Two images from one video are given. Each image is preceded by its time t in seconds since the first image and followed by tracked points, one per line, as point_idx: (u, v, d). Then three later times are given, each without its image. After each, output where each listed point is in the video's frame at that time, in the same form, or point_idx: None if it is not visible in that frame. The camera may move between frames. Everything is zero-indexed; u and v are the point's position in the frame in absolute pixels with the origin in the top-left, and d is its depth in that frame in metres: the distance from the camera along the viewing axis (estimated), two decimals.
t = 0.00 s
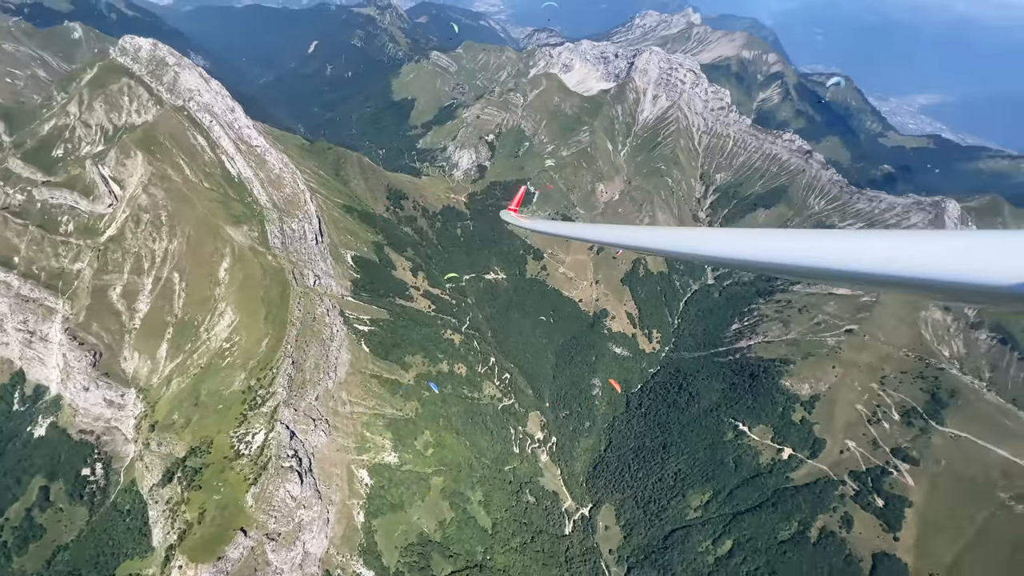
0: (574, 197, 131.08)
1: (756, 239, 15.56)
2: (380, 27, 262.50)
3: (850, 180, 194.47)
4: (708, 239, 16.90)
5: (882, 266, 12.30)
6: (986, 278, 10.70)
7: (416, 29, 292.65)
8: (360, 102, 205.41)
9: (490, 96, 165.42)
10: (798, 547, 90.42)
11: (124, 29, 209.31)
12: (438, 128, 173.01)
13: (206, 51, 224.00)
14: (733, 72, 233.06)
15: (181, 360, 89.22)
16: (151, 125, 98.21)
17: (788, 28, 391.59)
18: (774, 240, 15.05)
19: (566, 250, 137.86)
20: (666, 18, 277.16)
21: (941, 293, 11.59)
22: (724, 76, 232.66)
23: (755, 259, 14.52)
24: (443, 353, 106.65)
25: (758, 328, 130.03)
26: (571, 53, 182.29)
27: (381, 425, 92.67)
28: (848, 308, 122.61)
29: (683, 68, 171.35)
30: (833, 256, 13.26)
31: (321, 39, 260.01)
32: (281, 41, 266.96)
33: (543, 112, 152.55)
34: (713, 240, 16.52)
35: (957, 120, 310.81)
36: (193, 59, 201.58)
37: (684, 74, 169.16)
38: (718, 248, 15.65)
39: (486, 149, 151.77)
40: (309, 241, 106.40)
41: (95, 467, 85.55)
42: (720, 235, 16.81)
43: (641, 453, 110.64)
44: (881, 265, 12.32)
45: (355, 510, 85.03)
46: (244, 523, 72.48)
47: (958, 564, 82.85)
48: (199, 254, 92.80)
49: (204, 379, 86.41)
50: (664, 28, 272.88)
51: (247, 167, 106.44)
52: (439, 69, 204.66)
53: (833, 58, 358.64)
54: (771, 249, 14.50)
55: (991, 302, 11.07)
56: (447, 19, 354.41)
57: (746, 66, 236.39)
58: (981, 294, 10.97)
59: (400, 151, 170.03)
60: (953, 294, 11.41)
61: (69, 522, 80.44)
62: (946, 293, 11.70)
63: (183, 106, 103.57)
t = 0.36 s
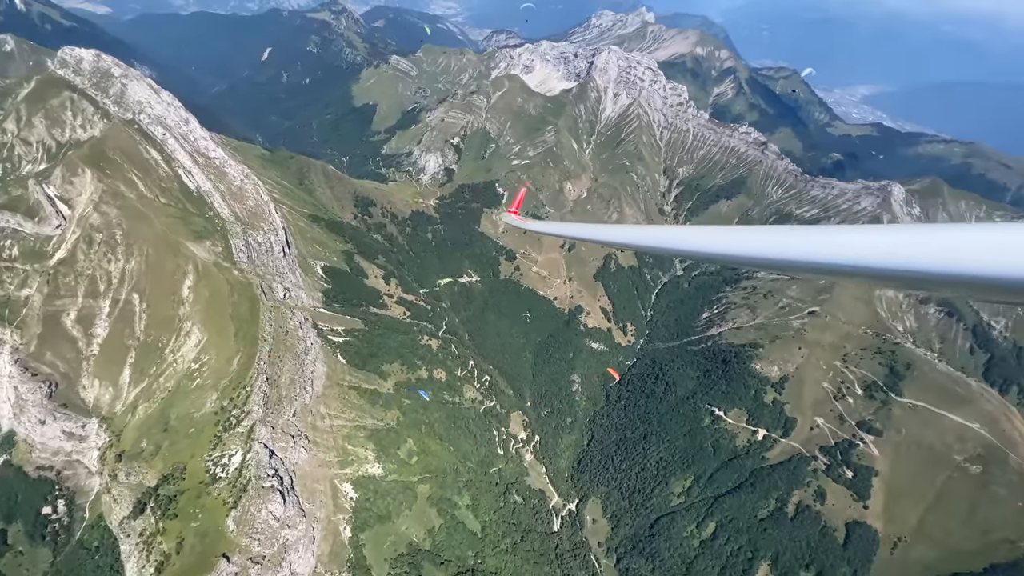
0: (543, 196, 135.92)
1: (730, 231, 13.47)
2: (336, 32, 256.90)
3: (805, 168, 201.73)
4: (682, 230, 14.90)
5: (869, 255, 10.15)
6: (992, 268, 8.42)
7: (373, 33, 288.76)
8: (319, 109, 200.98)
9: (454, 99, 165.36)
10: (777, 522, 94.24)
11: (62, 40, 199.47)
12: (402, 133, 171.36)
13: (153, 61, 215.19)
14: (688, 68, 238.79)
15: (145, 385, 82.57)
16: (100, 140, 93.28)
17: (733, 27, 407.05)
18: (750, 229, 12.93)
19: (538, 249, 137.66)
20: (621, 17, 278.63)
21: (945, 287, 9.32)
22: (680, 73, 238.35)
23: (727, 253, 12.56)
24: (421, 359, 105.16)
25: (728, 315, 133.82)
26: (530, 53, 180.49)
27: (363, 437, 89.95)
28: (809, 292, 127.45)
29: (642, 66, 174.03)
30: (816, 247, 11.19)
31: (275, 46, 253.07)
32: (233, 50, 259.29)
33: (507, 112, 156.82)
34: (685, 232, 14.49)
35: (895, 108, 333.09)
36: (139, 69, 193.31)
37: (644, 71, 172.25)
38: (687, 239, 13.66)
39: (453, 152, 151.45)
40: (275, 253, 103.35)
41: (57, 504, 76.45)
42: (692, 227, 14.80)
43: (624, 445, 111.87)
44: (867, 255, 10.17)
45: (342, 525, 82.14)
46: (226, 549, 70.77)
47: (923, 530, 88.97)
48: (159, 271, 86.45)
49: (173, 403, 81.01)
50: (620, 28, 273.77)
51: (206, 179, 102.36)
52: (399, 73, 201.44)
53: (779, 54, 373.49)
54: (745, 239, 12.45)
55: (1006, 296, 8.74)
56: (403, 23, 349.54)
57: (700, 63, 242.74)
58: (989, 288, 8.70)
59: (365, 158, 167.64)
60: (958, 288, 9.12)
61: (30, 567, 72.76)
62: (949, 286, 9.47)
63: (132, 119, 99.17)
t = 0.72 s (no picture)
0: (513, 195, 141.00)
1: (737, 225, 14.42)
2: (292, 38, 251.13)
3: (762, 159, 208.60)
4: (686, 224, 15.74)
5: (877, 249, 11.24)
6: (995, 263, 9.61)
7: (329, 38, 283.55)
8: (278, 117, 195.60)
9: (418, 103, 164.49)
10: (756, 501, 97.91)
11: None
12: (366, 139, 169.04)
13: (96, 71, 205.13)
14: (646, 65, 244.80)
15: (109, 413, 76.54)
16: (44, 155, 87.13)
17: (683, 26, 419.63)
18: (758, 225, 13.90)
19: (511, 250, 137.38)
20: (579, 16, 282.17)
21: (948, 281, 10.48)
22: (639, 70, 244.57)
23: (739, 246, 13.44)
24: (400, 367, 103.47)
25: (699, 305, 137.00)
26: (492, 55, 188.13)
27: (345, 449, 87.58)
28: (773, 278, 132.32)
29: (603, 65, 177.06)
30: (826, 239, 12.20)
31: (227, 53, 245.32)
32: (181, 57, 249.68)
33: (473, 114, 158.31)
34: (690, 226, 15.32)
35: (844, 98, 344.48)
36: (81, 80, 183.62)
37: (605, 70, 175.10)
38: (697, 235, 14.44)
39: (420, 156, 149.86)
40: (245, 267, 100.16)
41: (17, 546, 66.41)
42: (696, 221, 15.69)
43: (606, 438, 112.49)
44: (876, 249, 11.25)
45: (329, 541, 79.97)
46: None
47: (890, 498, 94.19)
48: (119, 292, 80.95)
49: (141, 429, 75.99)
50: (578, 28, 276.56)
51: (163, 194, 97.92)
52: (360, 78, 197.66)
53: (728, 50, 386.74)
54: (756, 233, 13.39)
55: (1001, 286, 10.02)
56: (362, 27, 344.30)
57: (658, 59, 249.68)
58: (988, 280, 9.92)
59: (330, 165, 164.41)
60: (961, 282, 10.29)
61: None
62: (947, 279, 10.71)
63: (79, 134, 93.76)
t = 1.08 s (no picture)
0: (485, 197, 142.65)
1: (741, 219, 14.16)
2: (247, 44, 244.25)
3: (724, 151, 214.34)
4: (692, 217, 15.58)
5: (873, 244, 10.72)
6: (987, 257, 8.94)
7: (286, 43, 277.27)
8: (238, 125, 189.72)
9: (383, 106, 164.45)
10: (737, 483, 101.23)
11: None
12: (331, 144, 166.19)
13: (38, 83, 194.81)
14: (608, 63, 245.12)
15: (76, 441, 69.28)
16: None
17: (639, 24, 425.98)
18: (755, 220, 13.61)
19: (485, 250, 136.82)
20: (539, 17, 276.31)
21: (945, 277, 9.84)
22: (602, 67, 243.82)
23: (732, 240, 13.20)
24: (380, 374, 101.55)
25: (672, 295, 140.21)
26: (456, 56, 186.98)
27: (329, 461, 84.61)
28: (741, 265, 136.17)
29: (566, 64, 179.64)
30: (826, 234, 11.76)
31: (179, 60, 236.70)
32: (129, 65, 239.10)
33: (441, 116, 157.51)
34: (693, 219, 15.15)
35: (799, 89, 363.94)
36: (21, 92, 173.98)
37: (568, 69, 177.71)
38: (697, 228, 14.29)
39: (388, 161, 149.67)
40: (211, 280, 96.56)
41: None
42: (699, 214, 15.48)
43: (589, 431, 113.83)
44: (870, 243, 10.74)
45: (319, 557, 76.37)
46: None
47: (861, 470, 98.91)
48: (78, 314, 74.84)
49: (111, 456, 69.54)
50: (540, 28, 271.49)
51: (120, 210, 92.83)
52: (322, 83, 193.68)
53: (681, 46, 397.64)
54: (755, 227, 13.14)
55: (999, 284, 9.27)
56: (320, 31, 336.54)
57: (620, 56, 250.35)
58: (982, 277, 9.24)
59: (296, 173, 160.72)
60: (955, 278, 9.66)
61: None
62: (942, 275, 10.07)
63: (24, 150, 87.19)
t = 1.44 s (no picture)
0: (458, 198, 141.44)
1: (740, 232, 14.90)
2: (203, 49, 236.54)
3: (690, 143, 217.48)
4: (692, 229, 16.23)
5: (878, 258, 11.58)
6: (991, 274, 9.95)
7: (243, 46, 269.84)
8: (198, 133, 183.87)
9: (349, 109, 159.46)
10: (720, 465, 104.05)
11: None
12: (298, 149, 162.61)
13: None
14: (574, 60, 247.15)
15: (43, 471, 65.96)
16: None
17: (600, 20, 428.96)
18: (762, 231, 14.44)
19: (461, 251, 135.49)
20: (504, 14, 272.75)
21: (947, 292, 10.84)
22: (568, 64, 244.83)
23: (743, 252, 13.94)
24: (361, 381, 99.71)
25: (648, 287, 142.47)
26: (421, 56, 187.09)
27: (314, 472, 82.33)
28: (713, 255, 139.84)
29: (534, 60, 176.91)
30: (830, 247, 12.59)
31: (129, 66, 227.22)
32: (76, 72, 228.51)
33: (408, 117, 156.84)
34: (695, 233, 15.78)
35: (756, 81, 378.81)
36: None
37: (536, 65, 175.85)
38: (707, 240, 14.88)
39: (358, 164, 147.04)
40: (180, 294, 92.56)
41: None
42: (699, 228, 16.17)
43: (575, 424, 115.10)
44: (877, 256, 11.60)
45: (310, 570, 73.82)
46: None
47: (835, 444, 103.23)
48: (39, 337, 70.64)
49: (82, 484, 66.59)
50: (503, 25, 270.05)
51: (78, 226, 86.88)
52: (284, 86, 188.40)
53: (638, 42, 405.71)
54: (759, 240, 13.86)
55: (997, 299, 10.33)
56: (279, 33, 327.66)
57: (584, 53, 251.45)
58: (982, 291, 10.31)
59: (262, 180, 156.32)
60: (954, 292, 10.68)
61: None
62: (946, 289, 11.01)
63: None
